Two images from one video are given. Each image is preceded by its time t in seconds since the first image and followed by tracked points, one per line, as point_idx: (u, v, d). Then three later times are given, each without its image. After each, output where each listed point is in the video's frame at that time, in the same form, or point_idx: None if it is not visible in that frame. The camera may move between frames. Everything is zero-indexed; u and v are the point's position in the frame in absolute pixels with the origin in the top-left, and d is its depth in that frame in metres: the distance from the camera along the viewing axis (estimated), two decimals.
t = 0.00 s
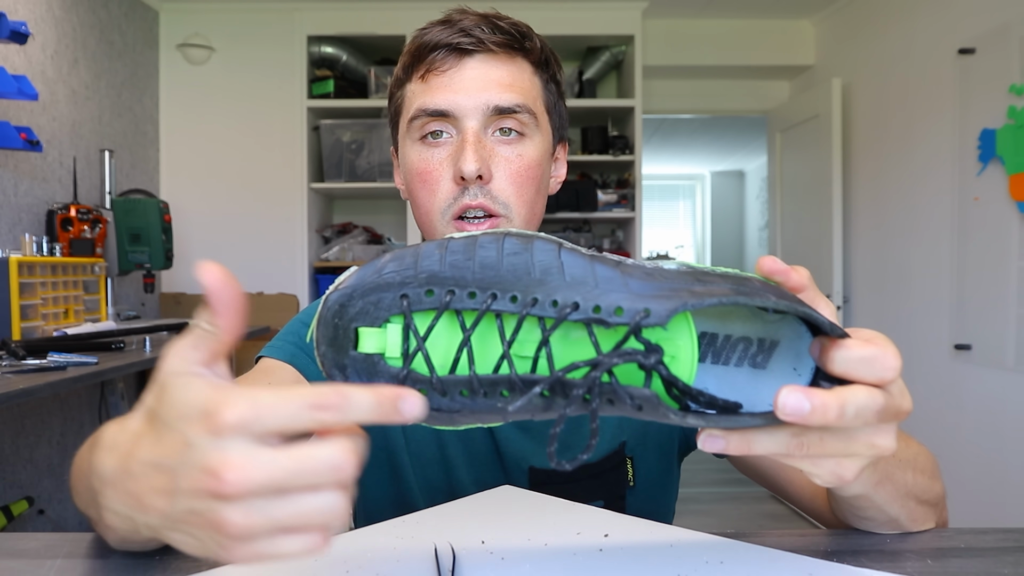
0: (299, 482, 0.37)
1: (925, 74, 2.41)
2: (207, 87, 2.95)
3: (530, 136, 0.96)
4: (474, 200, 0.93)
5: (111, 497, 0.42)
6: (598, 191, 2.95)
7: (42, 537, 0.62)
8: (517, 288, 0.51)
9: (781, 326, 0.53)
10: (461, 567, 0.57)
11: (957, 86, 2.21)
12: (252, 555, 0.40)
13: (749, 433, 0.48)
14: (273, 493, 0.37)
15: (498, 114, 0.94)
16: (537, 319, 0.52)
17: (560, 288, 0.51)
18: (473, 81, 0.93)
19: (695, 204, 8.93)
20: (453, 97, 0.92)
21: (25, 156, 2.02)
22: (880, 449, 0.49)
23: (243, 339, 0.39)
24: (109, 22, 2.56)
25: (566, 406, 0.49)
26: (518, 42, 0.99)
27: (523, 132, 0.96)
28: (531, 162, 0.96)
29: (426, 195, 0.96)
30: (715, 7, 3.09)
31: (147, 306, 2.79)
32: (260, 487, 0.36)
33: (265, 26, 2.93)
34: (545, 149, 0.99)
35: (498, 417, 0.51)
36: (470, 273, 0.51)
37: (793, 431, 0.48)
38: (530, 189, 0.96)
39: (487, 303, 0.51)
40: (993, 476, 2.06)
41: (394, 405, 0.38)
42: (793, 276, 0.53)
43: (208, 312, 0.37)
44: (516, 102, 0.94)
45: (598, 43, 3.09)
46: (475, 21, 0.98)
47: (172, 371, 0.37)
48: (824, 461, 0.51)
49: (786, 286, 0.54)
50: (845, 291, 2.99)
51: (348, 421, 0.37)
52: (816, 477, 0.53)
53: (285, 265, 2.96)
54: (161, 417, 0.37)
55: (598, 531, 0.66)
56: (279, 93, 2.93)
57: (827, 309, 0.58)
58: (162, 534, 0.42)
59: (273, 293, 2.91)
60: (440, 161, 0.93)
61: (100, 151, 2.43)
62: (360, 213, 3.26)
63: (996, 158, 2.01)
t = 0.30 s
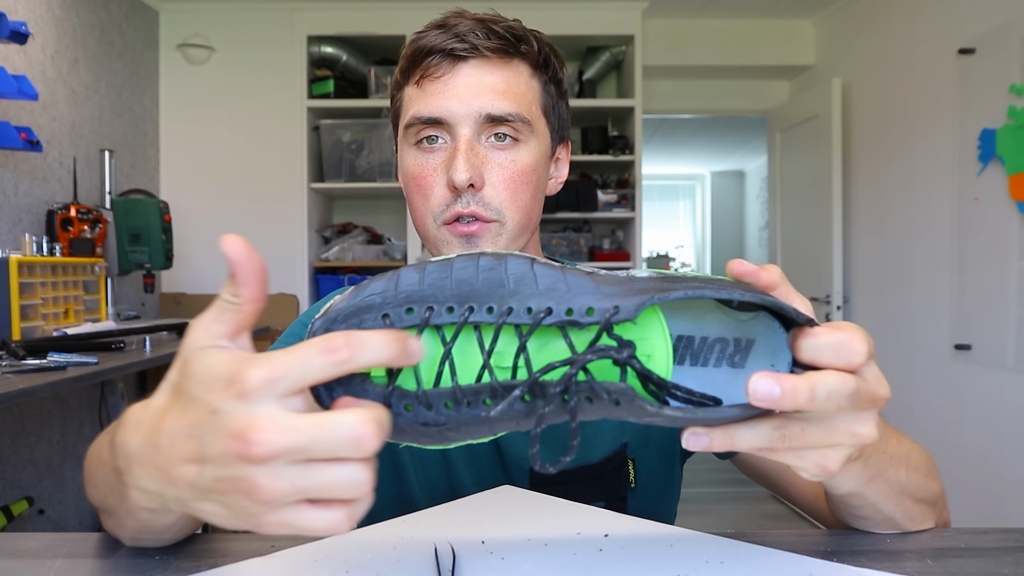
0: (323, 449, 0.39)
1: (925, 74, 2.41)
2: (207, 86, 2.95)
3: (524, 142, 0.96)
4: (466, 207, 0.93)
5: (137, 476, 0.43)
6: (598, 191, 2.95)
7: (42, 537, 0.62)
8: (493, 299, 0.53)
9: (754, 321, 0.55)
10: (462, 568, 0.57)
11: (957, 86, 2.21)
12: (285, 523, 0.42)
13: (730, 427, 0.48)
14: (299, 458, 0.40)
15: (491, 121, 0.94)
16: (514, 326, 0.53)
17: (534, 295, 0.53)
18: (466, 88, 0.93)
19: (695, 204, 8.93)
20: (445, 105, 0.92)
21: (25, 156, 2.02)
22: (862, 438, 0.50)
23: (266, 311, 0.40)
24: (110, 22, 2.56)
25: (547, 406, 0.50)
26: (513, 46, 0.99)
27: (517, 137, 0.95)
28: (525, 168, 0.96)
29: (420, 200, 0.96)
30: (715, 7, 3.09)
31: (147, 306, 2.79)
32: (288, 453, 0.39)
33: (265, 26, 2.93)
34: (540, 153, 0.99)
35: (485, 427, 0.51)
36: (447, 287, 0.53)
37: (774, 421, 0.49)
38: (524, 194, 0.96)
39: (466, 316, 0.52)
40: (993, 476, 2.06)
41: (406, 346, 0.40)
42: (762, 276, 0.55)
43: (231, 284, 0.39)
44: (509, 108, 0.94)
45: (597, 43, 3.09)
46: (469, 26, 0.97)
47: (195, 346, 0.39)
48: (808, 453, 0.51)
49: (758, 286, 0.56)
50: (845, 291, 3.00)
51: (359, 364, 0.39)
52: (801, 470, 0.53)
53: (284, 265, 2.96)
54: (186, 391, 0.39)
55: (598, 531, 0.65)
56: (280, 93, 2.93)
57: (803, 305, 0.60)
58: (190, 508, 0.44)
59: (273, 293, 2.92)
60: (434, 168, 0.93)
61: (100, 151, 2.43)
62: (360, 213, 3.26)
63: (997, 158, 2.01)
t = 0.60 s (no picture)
0: (398, 448, 0.40)
1: (925, 74, 2.41)
2: (206, 86, 2.95)
3: (525, 142, 0.96)
4: (466, 207, 0.93)
5: (200, 474, 0.45)
6: (598, 191, 2.95)
7: (42, 536, 0.62)
8: (489, 289, 0.53)
9: (744, 313, 0.57)
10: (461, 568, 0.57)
11: (957, 86, 2.21)
12: (358, 519, 0.44)
13: (724, 415, 0.50)
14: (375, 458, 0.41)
15: (492, 121, 0.94)
16: (509, 315, 0.54)
17: (527, 285, 0.53)
18: (467, 87, 0.93)
19: (695, 204, 8.94)
20: (446, 105, 0.92)
21: (25, 156, 2.02)
22: (853, 424, 0.50)
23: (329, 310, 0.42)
24: (109, 22, 2.56)
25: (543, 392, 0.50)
26: (515, 46, 0.99)
27: (518, 137, 0.95)
28: (525, 168, 0.96)
29: (420, 200, 0.95)
30: (715, 7, 3.09)
31: (147, 306, 2.79)
32: (365, 452, 0.40)
33: (264, 26, 2.93)
34: (541, 153, 0.99)
35: (485, 414, 0.51)
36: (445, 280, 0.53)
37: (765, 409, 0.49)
38: (525, 194, 0.96)
39: (462, 306, 0.53)
40: (992, 476, 2.07)
41: (474, 330, 0.41)
42: (750, 270, 0.57)
43: (299, 286, 0.41)
44: (510, 108, 0.94)
45: (597, 43, 3.09)
46: (470, 25, 0.97)
47: (261, 346, 0.41)
48: (801, 439, 0.52)
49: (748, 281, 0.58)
50: (845, 291, 3.00)
51: (430, 356, 0.40)
52: (796, 458, 0.54)
53: (285, 265, 2.96)
54: (258, 391, 0.41)
55: (598, 531, 0.65)
56: (280, 93, 2.93)
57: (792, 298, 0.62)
58: (256, 505, 0.45)
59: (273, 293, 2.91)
60: (434, 167, 0.93)
61: (100, 151, 2.43)
62: (360, 213, 3.26)
63: (996, 159, 2.01)
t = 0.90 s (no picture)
0: (350, 434, 0.41)
1: (926, 73, 2.41)
2: (207, 86, 2.95)
3: (526, 140, 0.96)
4: (468, 206, 0.93)
5: (157, 462, 0.45)
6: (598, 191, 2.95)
7: (42, 536, 0.62)
8: (487, 300, 0.54)
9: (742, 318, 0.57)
10: (461, 569, 0.57)
11: (957, 86, 2.21)
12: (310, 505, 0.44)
13: (725, 418, 0.49)
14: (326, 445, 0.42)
15: (493, 119, 0.94)
16: (508, 325, 0.54)
17: (524, 295, 0.54)
18: (468, 85, 0.93)
19: (695, 204, 8.94)
20: (447, 102, 0.92)
21: (25, 156, 2.02)
22: (856, 424, 0.50)
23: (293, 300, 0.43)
24: (109, 22, 2.56)
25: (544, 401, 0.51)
26: (516, 44, 0.99)
27: (519, 136, 0.96)
28: (526, 166, 0.96)
29: (421, 199, 0.95)
30: (715, 7, 3.09)
31: (147, 306, 2.79)
32: (316, 438, 0.41)
33: (264, 26, 2.93)
34: (541, 151, 0.99)
35: (486, 429, 0.51)
36: (442, 293, 0.54)
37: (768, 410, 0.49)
38: (526, 193, 0.96)
39: (460, 319, 0.53)
40: (992, 476, 2.07)
41: (437, 337, 0.42)
42: (747, 273, 0.58)
43: (261, 275, 0.41)
44: (511, 106, 0.94)
45: (597, 43, 3.09)
46: (471, 24, 0.97)
47: (223, 334, 0.41)
48: (804, 441, 0.52)
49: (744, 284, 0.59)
50: (845, 291, 3.00)
51: (390, 356, 0.41)
52: (799, 461, 0.54)
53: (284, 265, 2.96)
54: (214, 376, 0.41)
55: (598, 531, 0.65)
56: (280, 93, 2.93)
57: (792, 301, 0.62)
58: (212, 492, 0.46)
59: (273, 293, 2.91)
60: (435, 166, 0.93)
61: (100, 151, 2.43)
62: (360, 213, 3.26)
63: (996, 158, 2.01)
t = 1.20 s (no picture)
0: (273, 399, 0.43)
1: (926, 73, 2.41)
2: (207, 87, 2.95)
3: (524, 141, 0.96)
4: (467, 206, 0.93)
5: (98, 426, 0.47)
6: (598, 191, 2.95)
7: (42, 537, 0.62)
8: (484, 306, 0.54)
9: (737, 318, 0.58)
10: (460, 569, 0.57)
11: (957, 87, 2.21)
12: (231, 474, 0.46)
13: (726, 418, 0.50)
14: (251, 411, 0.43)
15: (491, 120, 0.94)
16: (506, 331, 0.54)
17: (521, 301, 0.54)
18: (466, 87, 0.93)
19: (695, 204, 8.95)
20: (444, 104, 0.92)
21: (25, 156, 2.02)
22: (857, 422, 0.50)
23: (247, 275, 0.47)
24: (109, 22, 2.56)
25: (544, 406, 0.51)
26: (513, 44, 0.99)
27: (517, 137, 0.96)
28: (525, 167, 0.96)
29: (420, 200, 0.95)
30: (715, 7, 3.09)
31: (147, 306, 2.79)
32: (237, 402, 0.42)
33: (264, 26, 2.93)
34: (540, 152, 0.99)
35: (486, 436, 0.52)
36: (438, 303, 0.54)
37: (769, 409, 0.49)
38: (525, 193, 0.96)
39: (457, 327, 0.54)
40: (992, 476, 2.07)
41: (375, 346, 0.46)
42: (741, 274, 0.59)
43: (218, 248, 0.45)
44: (509, 108, 0.94)
45: (597, 43, 3.09)
46: (469, 25, 0.97)
47: (176, 300, 0.45)
48: (805, 440, 0.52)
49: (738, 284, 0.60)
50: (845, 291, 2.99)
51: (327, 353, 0.43)
52: (801, 461, 0.53)
53: (285, 265, 2.96)
54: (159, 339, 0.44)
55: (598, 531, 0.65)
56: (280, 93, 2.93)
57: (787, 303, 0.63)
58: (142, 459, 0.47)
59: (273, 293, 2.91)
60: (433, 168, 0.93)
61: (100, 151, 2.43)
62: (361, 213, 3.26)
63: (996, 158, 2.01)
